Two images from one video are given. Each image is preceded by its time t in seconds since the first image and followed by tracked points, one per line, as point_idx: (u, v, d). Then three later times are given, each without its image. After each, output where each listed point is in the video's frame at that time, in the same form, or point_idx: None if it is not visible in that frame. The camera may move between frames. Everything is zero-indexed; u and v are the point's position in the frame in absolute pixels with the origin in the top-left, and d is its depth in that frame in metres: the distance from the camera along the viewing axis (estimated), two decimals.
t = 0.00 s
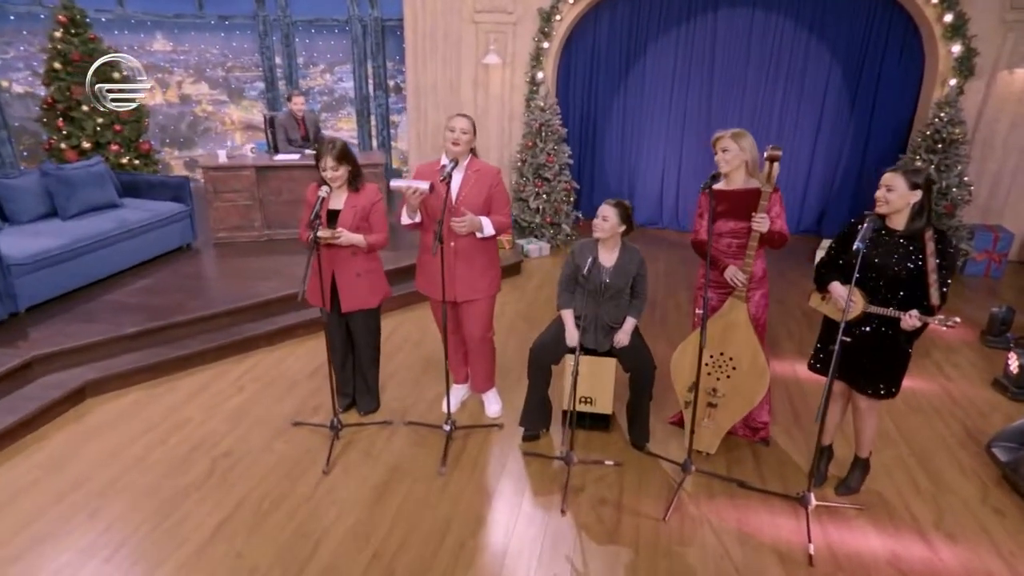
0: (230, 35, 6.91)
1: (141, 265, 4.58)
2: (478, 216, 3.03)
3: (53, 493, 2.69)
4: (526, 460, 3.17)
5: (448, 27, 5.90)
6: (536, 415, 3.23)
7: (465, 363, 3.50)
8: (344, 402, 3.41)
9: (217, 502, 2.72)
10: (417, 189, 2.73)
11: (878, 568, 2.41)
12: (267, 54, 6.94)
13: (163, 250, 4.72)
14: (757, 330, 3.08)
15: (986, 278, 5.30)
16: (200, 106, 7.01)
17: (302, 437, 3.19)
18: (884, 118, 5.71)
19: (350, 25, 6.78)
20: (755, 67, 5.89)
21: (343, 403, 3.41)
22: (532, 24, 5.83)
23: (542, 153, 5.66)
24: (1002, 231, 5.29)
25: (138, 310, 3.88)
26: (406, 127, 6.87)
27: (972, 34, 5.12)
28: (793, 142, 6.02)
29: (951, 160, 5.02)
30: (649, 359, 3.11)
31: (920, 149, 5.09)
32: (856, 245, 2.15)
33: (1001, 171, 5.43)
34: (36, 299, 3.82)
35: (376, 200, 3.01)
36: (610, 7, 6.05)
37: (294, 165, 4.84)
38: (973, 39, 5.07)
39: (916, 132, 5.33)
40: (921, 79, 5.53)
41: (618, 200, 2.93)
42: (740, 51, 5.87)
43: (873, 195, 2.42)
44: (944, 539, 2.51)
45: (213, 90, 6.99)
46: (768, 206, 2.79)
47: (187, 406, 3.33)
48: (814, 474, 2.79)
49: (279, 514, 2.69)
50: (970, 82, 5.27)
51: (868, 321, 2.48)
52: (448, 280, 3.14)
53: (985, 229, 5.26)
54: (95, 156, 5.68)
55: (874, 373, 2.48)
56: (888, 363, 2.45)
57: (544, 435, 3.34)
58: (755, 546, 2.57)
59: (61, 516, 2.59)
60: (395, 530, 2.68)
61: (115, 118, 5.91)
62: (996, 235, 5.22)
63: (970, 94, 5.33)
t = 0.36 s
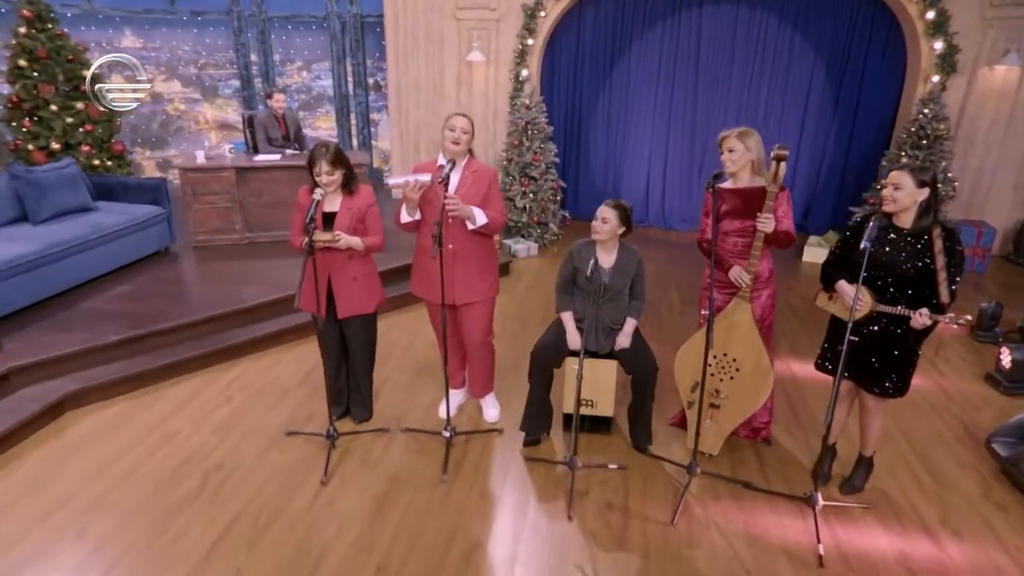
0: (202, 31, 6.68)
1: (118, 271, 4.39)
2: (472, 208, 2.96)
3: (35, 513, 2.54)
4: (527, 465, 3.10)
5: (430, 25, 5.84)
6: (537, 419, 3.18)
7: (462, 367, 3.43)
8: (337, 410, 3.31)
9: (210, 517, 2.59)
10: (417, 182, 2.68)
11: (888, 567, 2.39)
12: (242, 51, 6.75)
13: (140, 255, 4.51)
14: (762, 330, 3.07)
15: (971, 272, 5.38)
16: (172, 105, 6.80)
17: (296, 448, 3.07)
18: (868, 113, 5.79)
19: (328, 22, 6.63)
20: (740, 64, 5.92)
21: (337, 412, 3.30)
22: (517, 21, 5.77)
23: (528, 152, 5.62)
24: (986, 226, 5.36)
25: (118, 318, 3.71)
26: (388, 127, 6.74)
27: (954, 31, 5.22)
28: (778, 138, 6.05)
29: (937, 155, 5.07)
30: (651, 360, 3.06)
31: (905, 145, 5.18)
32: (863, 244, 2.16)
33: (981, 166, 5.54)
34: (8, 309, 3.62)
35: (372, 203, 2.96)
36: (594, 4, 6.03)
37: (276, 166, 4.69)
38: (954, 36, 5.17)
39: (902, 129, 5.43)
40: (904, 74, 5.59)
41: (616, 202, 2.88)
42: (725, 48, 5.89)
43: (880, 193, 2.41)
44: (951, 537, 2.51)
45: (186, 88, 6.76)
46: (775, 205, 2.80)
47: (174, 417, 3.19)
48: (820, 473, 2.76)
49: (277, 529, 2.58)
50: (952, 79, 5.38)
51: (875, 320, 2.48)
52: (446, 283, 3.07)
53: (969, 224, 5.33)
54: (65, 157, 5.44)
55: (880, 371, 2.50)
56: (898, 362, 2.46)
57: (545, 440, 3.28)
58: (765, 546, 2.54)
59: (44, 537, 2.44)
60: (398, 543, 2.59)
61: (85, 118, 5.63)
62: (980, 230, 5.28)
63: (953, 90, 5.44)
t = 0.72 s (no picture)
0: (172, 29, 6.49)
1: (91, 277, 4.22)
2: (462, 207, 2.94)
3: (16, 532, 2.43)
4: (525, 467, 3.08)
5: (407, 25, 5.79)
6: (533, 421, 3.15)
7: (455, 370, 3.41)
8: (329, 416, 3.25)
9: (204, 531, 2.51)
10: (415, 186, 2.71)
11: (885, 560, 2.44)
12: (213, 50, 6.59)
13: (114, 261, 4.35)
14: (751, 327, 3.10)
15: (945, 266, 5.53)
16: (141, 105, 6.58)
17: (288, 457, 3.00)
18: (842, 110, 5.92)
19: (302, 21, 6.52)
20: (717, 62, 6.03)
21: (329, 417, 3.25)
22: (496, 19, 5.76)
23: (509, 152, 5.61)
24: (958, 222, 5.53)
25: (95, 325, 3.57)
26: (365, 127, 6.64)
27: (924, 31, 5.40)
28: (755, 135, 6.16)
29: (910, 152, 5.22)
30: (645, 358, 3.05)
31: (879, 142, 5.34)
32: (858, 242, 2.23)
33: (951, 163, 5.72)
34: None
35: (361, 205, 2.89)
36: (572, 4, 6.07)
37: (254, 168, 4.59)
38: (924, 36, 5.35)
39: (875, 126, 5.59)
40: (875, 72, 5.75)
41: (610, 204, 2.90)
42: (702, 47, 6.00)
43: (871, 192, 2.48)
44: (944, 528, 2.57)
45: (155, 88, 6.57)
46: (765, 204, 2.83)
47: (160, 428, 3.09)
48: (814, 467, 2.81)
49: (274, 541, 2.52)
50: (922, 78, 5.57)
51: (871, 317, 2.56)
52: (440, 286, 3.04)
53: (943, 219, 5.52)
54: (31, 160, 5.24)
55: (876, 367, 2.58)
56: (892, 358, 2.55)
57: (540, 441, 3.27)
58: (766, 541, 2.57)
59: (29, 556, 2.33)
60: (399, 550, 2.55)
61: (53, 119, 5.42)
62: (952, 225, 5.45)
63: (923, 90, 5.63)
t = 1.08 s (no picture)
0: (139, 27, 6.29)
1: (62, 284, 4.06)
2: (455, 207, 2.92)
3: None
4: (521, 468, 3.06)
5: (383, 24, 5.74)
6: (527, 421, 3.15)
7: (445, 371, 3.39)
8: (320, 420, 3.20)
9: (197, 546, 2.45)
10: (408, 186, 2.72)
11: (879, 548, 2.51)
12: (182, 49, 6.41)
13: (86, 267, 4.21)
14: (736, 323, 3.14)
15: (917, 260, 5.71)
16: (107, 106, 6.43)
17: (280, 466, 2.94)
18: (814, 107, 6.16)
19: (275, 19, 6.38)
20: (693, 60, 6.23)
21: (320, 422, 3.20)
22: (472, 18, 5.73)
23: (489, 151, 5.58)
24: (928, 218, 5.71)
25: (71, 333, 3.45)
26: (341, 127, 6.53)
27: (893, 30, 5.64)
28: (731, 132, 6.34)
29: (882, 149, 5.44)
30: (636, 354, 3.07)
31: (852, 139, 5.55)
32: (851, 238, 2.28)
33: (920, 158, 5.92)
34: None
35: (351, 207, 2.83)
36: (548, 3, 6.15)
37: (230, 170, 4.48)
38: (893, 36, 5.60)
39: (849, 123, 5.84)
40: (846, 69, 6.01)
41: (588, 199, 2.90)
42: (678, 45, 6.19)
43: (861, 188, 2.55)
44: (933, 516, 2.65)
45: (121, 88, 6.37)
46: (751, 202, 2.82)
47: (144, 439, 3.00)
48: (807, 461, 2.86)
49: (270, 551, 2.47)
50: (892, 76, 5.79)
51: (861, 311, 2.64)
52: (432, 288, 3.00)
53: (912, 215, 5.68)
54: None
55: (865, 361, 2.66)
56: (881, 352, 2.64)
57: (534, 442, 3.25)
58: (763, 534, 2.62)
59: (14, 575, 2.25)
60: (400, 555, 2.53)
61: (17, 120, 5.23)
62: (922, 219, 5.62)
63: (892, 87, 5.85)
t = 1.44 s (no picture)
0: (107, 25, 6.10)
1: (34, 291, 3.91)
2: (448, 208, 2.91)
3: None
4: (519, 468, 3.06)
5: (361, 22, 5.67)
6: (523, 420, 3.15)
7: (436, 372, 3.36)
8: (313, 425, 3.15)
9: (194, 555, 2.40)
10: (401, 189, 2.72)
11: (873, 536, 2.58)
12: (153, 48, 6.25)
13: (59, 273, 4.06)
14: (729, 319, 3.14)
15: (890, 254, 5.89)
16: (75, 106, 6.23)
17: (275, 473, 2.90)
18: (789, 104, 6.37)
19: (249, 18, 6.25)
20: (670, 59, 6.37)
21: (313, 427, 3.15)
22: (451, 18, 5.72)
23: (471, 150, 5.57)
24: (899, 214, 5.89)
25: (49, 340, 3.34)
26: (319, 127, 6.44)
27: (865, 29, 5.82)
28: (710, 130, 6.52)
29: (856, 147, 5.63)
30: (630, 352, 3.08)
31: (828, 137, 5.72)
32: (845, 232, 2.32)
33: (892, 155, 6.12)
34: None
35: (345, 207, 2.82)
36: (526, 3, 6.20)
37: (208, 171, 4.38)
38: (864, 35, 5.78)
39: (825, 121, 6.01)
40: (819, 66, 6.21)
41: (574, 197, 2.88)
42: (656, 44, 6.32)
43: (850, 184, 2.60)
44: (923, 503, 2.74)
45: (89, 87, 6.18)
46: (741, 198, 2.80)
47: (131, 449, 2.94)
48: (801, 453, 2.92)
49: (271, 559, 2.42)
50: (865, 74, 5.99)
51: (850, 305, 2.70)
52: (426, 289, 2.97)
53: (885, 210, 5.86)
54: None
55: (853, 354, 2.73)
56: (868, 344, 2.71)
57: (530, 441, 3.25)
58: (760, 524, 2.68)
59: None
60: (404, 558, 2.51)
61: None
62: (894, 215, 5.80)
63: (865, 86, 6.06)
